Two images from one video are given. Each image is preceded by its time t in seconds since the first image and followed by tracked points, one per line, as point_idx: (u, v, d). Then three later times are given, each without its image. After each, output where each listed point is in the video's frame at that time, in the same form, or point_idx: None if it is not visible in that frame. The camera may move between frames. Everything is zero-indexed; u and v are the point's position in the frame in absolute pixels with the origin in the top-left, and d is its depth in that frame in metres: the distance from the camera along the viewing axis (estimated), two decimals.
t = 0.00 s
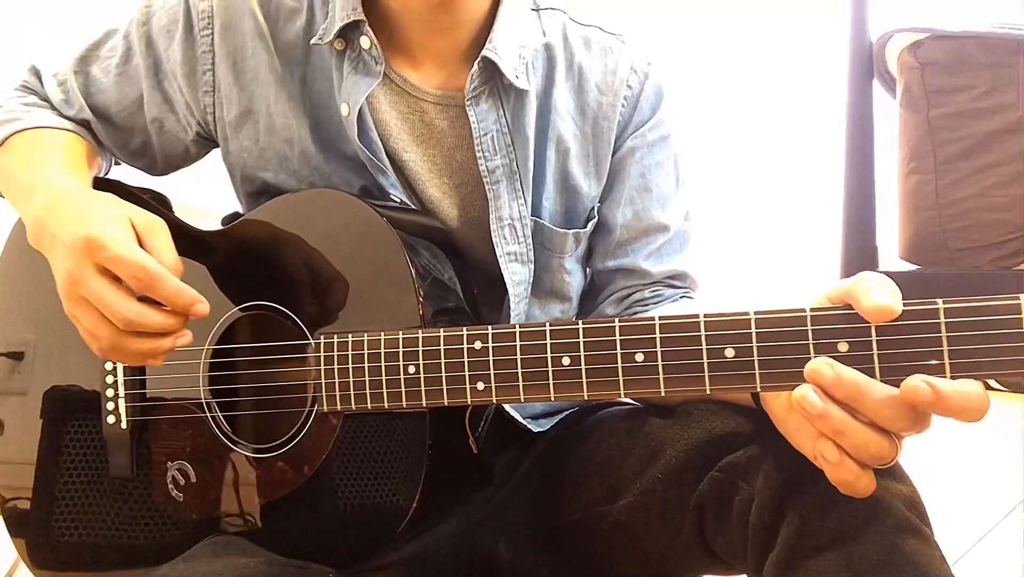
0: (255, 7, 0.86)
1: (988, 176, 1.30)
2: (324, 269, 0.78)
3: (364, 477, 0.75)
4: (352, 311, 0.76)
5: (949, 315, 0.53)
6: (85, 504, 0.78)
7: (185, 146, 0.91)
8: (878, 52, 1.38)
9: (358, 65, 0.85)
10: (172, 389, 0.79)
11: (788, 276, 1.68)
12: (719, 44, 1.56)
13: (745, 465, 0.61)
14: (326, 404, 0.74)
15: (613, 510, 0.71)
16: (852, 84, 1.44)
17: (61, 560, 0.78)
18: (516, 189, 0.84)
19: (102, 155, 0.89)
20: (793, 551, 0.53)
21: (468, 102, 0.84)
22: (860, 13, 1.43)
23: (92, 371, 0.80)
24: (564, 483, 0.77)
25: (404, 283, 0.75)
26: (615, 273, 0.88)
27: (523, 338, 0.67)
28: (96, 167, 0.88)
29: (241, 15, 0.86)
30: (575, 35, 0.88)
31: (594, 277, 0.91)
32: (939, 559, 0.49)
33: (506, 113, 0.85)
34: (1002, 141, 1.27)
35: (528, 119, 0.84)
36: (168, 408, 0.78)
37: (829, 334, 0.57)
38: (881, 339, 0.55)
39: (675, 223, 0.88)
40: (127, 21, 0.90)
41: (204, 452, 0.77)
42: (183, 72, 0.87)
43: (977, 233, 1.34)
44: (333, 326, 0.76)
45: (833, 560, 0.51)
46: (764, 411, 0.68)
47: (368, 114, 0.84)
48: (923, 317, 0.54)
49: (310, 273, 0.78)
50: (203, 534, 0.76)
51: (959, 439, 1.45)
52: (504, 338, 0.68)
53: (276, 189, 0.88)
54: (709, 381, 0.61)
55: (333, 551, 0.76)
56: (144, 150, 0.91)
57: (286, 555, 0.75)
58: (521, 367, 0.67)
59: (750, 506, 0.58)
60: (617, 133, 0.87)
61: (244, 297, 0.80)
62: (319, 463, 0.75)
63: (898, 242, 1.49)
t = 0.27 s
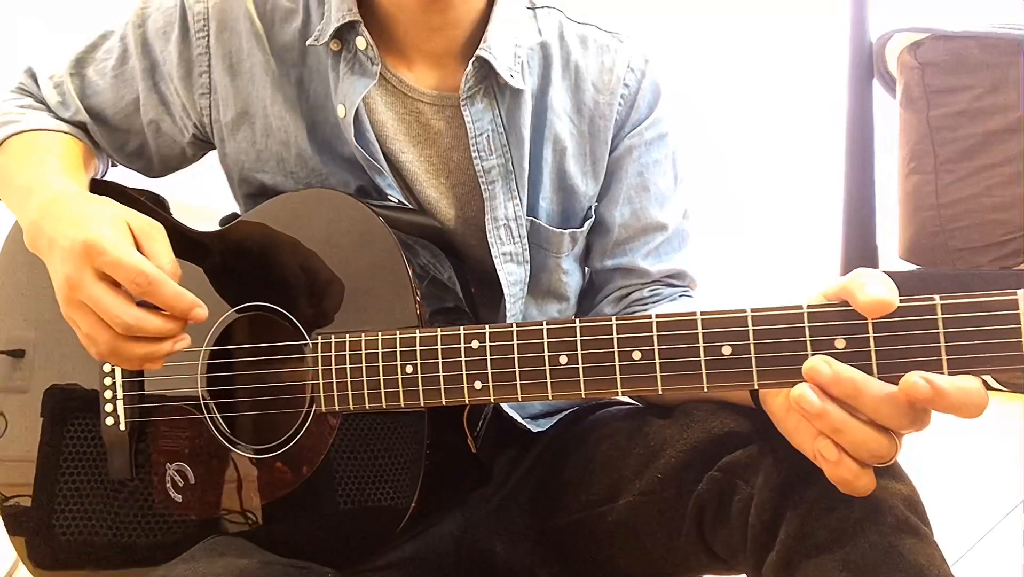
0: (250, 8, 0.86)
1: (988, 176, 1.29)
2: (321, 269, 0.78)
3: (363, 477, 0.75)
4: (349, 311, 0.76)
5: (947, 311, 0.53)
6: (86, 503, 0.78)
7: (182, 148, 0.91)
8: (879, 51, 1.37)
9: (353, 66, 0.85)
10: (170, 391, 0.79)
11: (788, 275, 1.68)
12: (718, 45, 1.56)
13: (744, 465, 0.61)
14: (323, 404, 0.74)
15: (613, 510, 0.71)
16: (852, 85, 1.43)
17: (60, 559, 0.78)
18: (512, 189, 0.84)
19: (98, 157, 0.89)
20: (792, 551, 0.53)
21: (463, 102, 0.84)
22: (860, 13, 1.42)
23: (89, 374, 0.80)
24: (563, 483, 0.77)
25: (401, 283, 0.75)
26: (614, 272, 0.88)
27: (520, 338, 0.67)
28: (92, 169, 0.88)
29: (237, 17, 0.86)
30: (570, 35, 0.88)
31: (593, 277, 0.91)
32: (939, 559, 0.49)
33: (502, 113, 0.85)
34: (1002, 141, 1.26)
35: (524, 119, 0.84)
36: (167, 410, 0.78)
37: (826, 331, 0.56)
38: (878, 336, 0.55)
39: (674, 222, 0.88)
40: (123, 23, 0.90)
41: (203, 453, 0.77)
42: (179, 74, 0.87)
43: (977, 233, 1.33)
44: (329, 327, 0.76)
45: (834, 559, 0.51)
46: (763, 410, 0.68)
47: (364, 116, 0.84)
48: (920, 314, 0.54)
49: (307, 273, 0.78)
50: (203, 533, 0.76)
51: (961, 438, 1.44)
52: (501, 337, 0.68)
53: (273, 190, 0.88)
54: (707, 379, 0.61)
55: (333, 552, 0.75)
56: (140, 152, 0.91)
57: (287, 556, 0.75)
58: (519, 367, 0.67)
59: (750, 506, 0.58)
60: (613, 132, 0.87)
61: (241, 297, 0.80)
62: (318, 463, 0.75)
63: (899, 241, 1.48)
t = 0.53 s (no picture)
0: (254, 6, 0.86)
1: (987, 176, 1.29)
2: (322, 267, 0.78)
3: (363, 477, 0.75)
4: (349, 309, 0.76)
5: (947, 311, 0.53)
6: (85, 503, 0.78)
7: (185, 147, 0.91)
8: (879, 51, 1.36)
9: (357, 65, 0.85)
10: (170, 390, 0.79)
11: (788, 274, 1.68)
12: (719, 44, 1.56)
13: (743, 465, 0.60)
14: (324, 404, 0.74)
15: (613, 509, 0.71)
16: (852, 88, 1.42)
17: (58, 559, 0.78)
18: (514, 188, 0.84)
19: (100, 155, 0.89)
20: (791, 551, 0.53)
21: (466, 100, 0.84)
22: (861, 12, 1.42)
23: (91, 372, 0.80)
24: (563, 482, 0.77)
25: (402, 283, 0.75)
26: (614, 272, 0.88)
27: (521, 337, 0.67)
28: (94, 168, 0.88)
29: (241, 16, 0.86)
30: (573, 35, 0.88)
31: (593, 276, 0.92)
32: (938, 560, 0.49)
33: (504, 112, 0.85)
34: (1003, 140, 1.26)
35: (526, 117, 0.84)
36: (167, 410, 0.78)
37: (827, 331, 0.57)
38: (879, 337, 0.55)
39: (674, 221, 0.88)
40: (127, 21, 0.90)
41: (204, 453, 0.77)
42: (183, 73, 0.87)
43: (977, 233, 1.33)
44: (330, 326, 0.76)
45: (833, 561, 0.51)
46: (763, 410, 0.68)
47: (367, 114, 0.84)
48: (921, 315, 0.54)
49: (307, 272, 0.78)
50: (203, 535, 0.76)
51: (960, 438, 1.45)
52: (502, 337, 0.68)
53: (275, 189, 0.88)
54: (707, 379, 0.61)
55: (331, 551, 0.75)
56: (143, 151, 0.91)
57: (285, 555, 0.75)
58: (520, 366, 0.67)
59: (749, 506, 0.58)
60: (615, 131, 0.87)
61: (242, 297, 0.80)
62: (319, 463, 0.75)
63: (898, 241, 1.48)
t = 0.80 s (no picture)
0: (256, 6, 0.86)
1: (987, 176, 1.29)
2: (323, 266, 0.78)
3: (364, 477, 0.75)
4: (351, 309, 0.76)
5: (948, 312, 0.53)
6: (84, 504, 0.78)
7: (186, 147, 0.91)
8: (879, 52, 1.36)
9: (359, 65, 0.85)
10: (171, 390, 0.79)
11: (788, 275, 1.68)
12: (720, 45, 1.56)
13: (745, 465, 0.61)
14: (325, 405, 0.74)
15: (613, 510, 0.71)
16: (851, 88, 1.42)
17: (58, 560, 0.78)
18: (515, 188, 0.84)
19: (102, 155, 0.89)
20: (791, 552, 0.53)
21: (468, 101, 0.84)
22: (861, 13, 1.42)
23: (91, 372, 0.80)
24: (563, 482, 0.77)
25: (403, 282, 0.75)
26: (615, 272, 0.88)
27: (522, 337, 0.67)
28: (97, 167, 0.88)
29: (243, 16, 0.86)
30: (575, 35, 0.88)
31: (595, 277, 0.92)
32: (938, 560, 0.49)
33: (506, 112, 0.85)
34: (1002, 141, 1.26)
35: (528, 118, 0.84)
36: (167, 410, 0.78)
37: (827, 332, 0.57)
38: (880, 337, 0.55)
39: (676, 222, 0.88)
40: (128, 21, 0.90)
41: (204, 452, 0.77)
42: (185, 72, 0.87)
43: (977, 234, 1.32)
44: (331, 326, 0.76)
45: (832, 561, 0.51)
46: (763, 410, 0.68)
47: (369, 114, 0.84)
48: (922, 315, 0.54)
49: (308, 271, 0.78)
50: (202, 535, 0.76)
51: (960, 438, 1.45)
52: (503, 337, 0.68)
53: (276, 188, 0.89)
54: (708, 379, 0.61)
55: (331, 551, 0.76)
56: (145, 150, 0.92)
57: (286, 555, 0.75)
58: (520, 366, 0.67)
59: (749, 506, 0.58)
60: (617, 132, 0.87)
61: (242, 296, 0.80)
62: (319, 463, 0.75)
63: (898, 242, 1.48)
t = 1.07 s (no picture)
0: (254, 6, 0.86)
1: (987, 176, 1.28)
2: (321, 268, 0.78)
3: (364, 477, 0.75)
4: (351, 308, 0.76)
5: (948, 311, 0.53)
6: (84, 505, 0.78)
7: (185, 147, 0.91)
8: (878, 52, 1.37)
9: (358, 65, 0.85)
10: (171, 390, 0.79)
11: (788, 275, 1.68)
12: (720, 45, 1.57)
13: (744, 464, 0.61)
14: (326, 404, 0.74)
15: (613, 510, 0.71)
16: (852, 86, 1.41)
17: (58, 561, 0.78)
18: (514, 188, 0.84)
19: (103, 155, 0.89)
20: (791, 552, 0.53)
21: (467, 101, 0.84)
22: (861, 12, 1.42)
23: (90, 372, 0.80)
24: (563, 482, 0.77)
25: (403, 282, 0.75)
26: (616, 272, 0.88)
27: (521, 337, 0.67)
28: (98, 168, 0.88)
29: (241, 16, 0.86)
30: (574, 35, 0.88)
31: (595, 277, 0.92)
32: (938, 560, 0.49)
33: (505, 112, 0.85)
34: (1001, 141, 1.25)
35: (527, 118, 0.84)
36: (167, 410, 0.78)
37: (827, 331, 0.57)
38: (879, 336, 0.55)
39: (676, 223, 0.88)
40: (127, 20, 0.90)
41: (204, 452, 0.77)
42: (184, 73, 0.87)
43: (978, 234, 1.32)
44: (331, 326, 0.76)
45: (832, 561, 0.51)
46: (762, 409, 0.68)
47: (368, 115, 0.84)
48: (921, 314, 0.54)
49: (307, 272, 0.78)
50: (202, 535, 0.76)
51: (960, 438, 1.44)
52: (503, 336, 0.68)
53: (275, 188, 0.89)
54: (708, 379, 0.61)
55: (331, 551, 0.76)
56: (144, 150, 0.92)
57: (287, 556, 0.75)
58: (520, 366, 0.67)
59: (749, 506, 0.58)
60: (617, 132, 0.88)
61: (242, 296, 0.80)
62: (319, 463, 0.75)
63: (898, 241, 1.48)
